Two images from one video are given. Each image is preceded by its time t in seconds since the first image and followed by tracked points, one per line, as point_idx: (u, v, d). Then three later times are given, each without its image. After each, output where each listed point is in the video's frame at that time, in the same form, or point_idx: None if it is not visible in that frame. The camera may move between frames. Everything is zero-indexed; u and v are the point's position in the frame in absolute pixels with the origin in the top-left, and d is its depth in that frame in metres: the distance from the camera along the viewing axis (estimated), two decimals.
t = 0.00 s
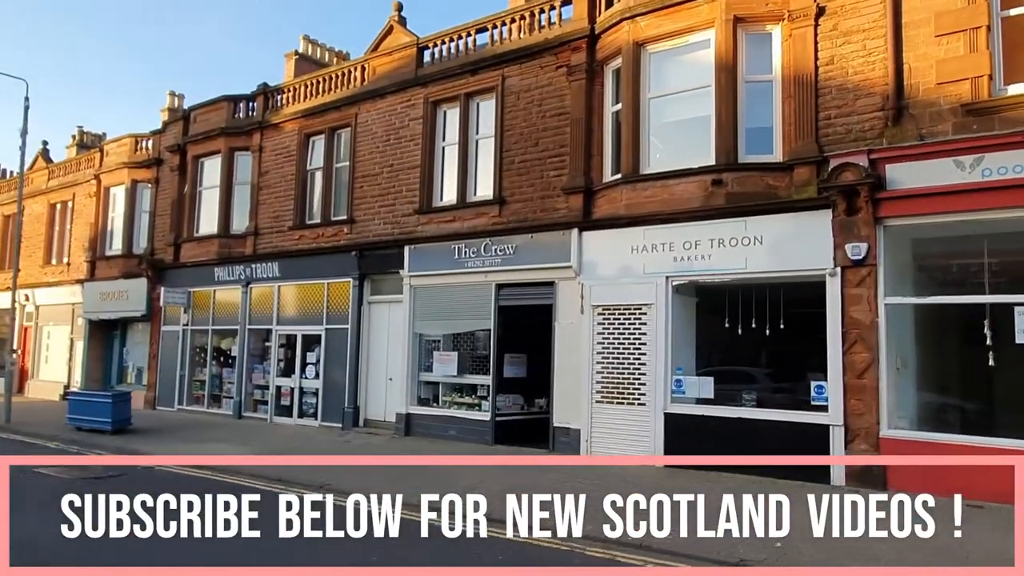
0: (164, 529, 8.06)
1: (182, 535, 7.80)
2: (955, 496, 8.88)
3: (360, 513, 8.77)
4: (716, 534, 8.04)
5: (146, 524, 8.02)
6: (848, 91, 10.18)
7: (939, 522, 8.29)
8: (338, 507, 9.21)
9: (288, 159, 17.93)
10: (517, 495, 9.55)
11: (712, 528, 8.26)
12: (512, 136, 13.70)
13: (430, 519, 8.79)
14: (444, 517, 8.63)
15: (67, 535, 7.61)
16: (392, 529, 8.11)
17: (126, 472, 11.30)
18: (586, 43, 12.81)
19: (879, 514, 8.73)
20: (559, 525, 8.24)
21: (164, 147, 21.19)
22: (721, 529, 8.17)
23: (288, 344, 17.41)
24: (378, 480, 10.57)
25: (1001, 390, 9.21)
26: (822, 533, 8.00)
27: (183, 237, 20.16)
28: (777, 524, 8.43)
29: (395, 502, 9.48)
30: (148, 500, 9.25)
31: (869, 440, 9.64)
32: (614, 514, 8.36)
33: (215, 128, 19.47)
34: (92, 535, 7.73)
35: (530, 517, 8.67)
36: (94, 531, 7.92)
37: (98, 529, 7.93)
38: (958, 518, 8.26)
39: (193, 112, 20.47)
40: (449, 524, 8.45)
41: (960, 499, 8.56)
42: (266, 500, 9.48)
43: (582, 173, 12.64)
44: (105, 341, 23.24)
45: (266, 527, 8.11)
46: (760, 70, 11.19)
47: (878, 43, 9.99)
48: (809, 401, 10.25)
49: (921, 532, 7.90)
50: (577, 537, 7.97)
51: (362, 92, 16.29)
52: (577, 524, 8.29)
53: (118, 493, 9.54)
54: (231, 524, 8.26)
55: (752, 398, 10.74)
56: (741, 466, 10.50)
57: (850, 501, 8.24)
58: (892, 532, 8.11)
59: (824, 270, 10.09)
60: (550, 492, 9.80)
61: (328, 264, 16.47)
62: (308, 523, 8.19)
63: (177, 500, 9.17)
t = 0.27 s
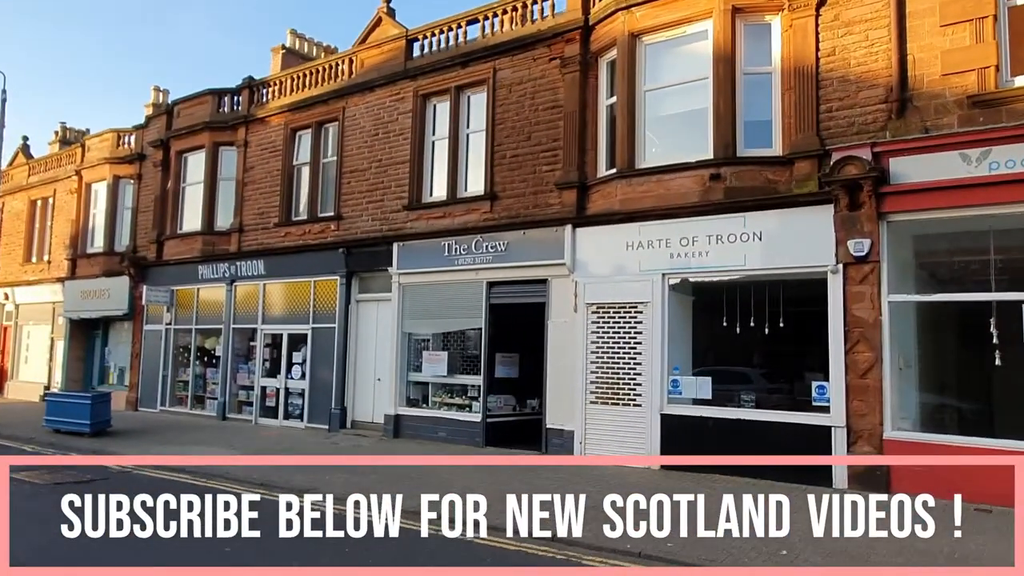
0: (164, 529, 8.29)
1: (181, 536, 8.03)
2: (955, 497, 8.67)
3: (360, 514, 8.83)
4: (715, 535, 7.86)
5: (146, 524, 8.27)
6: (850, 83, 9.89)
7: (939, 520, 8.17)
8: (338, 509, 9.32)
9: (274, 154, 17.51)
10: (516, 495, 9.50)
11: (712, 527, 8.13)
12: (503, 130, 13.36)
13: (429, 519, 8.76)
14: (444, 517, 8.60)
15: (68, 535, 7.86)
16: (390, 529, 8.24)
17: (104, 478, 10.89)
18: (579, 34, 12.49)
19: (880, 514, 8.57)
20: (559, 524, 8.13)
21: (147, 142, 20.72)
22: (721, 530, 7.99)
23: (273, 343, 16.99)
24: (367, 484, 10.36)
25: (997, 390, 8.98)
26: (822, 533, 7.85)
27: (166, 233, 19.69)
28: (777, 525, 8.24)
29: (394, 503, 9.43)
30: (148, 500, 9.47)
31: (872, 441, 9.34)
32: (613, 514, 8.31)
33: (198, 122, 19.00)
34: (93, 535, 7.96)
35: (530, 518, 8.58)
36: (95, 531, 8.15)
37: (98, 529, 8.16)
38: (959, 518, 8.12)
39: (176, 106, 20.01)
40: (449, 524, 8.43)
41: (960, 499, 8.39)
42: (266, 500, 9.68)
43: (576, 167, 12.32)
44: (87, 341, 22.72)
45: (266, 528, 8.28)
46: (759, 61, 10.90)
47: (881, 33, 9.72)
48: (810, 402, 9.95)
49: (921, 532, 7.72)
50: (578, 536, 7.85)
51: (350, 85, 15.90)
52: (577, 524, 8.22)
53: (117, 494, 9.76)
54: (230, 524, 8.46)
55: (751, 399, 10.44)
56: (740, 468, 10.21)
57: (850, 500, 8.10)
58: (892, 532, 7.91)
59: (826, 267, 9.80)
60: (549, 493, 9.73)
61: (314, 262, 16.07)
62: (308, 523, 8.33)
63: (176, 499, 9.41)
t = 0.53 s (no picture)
0: (165, 528, 8.24)
1: (182, 535, 7.97)
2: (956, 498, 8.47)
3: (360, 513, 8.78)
4: (714, 535, 7.97)
5: (147, 524, 8.22)
6: (858, 75, 9.55)
7: (938, 521, 8.13)
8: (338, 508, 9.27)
9: (263, 150, 17.06)
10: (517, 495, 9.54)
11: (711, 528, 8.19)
12: (498, 125, 12.97)
13: (430, 520, 8.70)
14: (445, 518, 8.63)
15: (68, 535, 7.83)
16: (391, 528, 8.25)
17: (83, 484, 10.46)
18: (577, 25, 12.11)
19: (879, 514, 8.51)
20: (560, 525, 8.20)
21: (134, 137, 20.24)
22: (720, 529, 8.09)
23: (262, 344, 16.56)
24: (361, 486, 10.18)
25: (1001, 389, 8.69)
26: (823, 533, 7.85)
27: (153, 231, 19.22)
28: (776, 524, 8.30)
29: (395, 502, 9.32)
30: (148, 500, 9.44)
31: (882, 447, 9.02)
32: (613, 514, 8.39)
33: (186, 117, 18.54)
34: (93, 535, 7.91)
35: (530, 518, 8.66)
36: (95, 531, 8.11)
37: (98, 529, 8.13)
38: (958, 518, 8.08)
39: (163, 101, 19.53)
40: (449, 524, 8.41)
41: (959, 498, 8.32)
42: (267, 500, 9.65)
43: (573, 163, 11.94)
44: (72, 342, 22.22)
45: (267, 528, 8.24)
46: (763, 53, 10.54)
47: (890, 24, 9.38)
48: (817, 405, 9.60)
49: (920, 532, 7.74)
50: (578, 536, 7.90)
51: (340, 79, 15.47)
52: (577, 524, 8.32)
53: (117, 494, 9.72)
54: (231, 524, 8.40)
55: (756, 403, 10.10)
56: (744, 474, 9.86)
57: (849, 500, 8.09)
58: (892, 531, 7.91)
59: (835, 266, 9.45)
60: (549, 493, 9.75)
61: (304, 261, 15.64)
62: (308, 523, 8.26)
63: (177, 500, 9.42)
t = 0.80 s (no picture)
0: (164, 529, 7.86)
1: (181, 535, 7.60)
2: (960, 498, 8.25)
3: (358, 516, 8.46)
4: (714, 534, 7.79)
5: (146, 524, 7.85)
6: (873, 62, 9.20)
7: (938, 521, 8.00)
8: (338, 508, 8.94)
9: (254, 144, 16.62)
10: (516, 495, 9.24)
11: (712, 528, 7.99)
12: (498, 117, 12.58)
13: (430, 520, 8.43)
14: (445, 517, 8.31)
15: (67, 535, 7.47)
16: (390, 529, 7.98)
17: (66, 487, 10.06)
18: (579, 14, 11.73)
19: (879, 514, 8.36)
20: (559, 525, 7.93)
21: (122, 131, 19.76)
22: (721, 529, 7.90)
23: (253, 343, 16.12)
24: (357, 489, 9.77)
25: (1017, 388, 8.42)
26: (822, 533, 7.68)
27: (141, 228, 18.75)
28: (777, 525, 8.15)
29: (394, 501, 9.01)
30: (147, 501, 9.11)
31: (899, 449, 8.66)
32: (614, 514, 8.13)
33: (175, 110, 18.08)
34: (92, 535, 7.54)
35: (530, 518, 8.34)
36: (94, 531, 7.74)
37: (97, 529, 7.76)
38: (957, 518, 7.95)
39: (153, 94, 19.06)
40: (449, 524, 8.11)
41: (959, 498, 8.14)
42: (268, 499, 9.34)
43: (575, 155, 11.56)
44: (59, 341, 21.73)
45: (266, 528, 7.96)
46: (773, 41, 10.18)
47: (907, 9, 9.04)
48: (831, 406, 9.24)
49: (921, 532, 7.61)
50: (578, 536, 7.65)
51: (334, 70, 15.05)
52: (577, 524, 8.05)
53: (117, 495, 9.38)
54: (231, 524, 8.04)
55: (766, 404, 9.74)
56: (754, 477, 9.48)
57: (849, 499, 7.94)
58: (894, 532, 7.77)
59: (850, 262, 9.08)
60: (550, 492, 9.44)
61: (297, 257, 15.21)
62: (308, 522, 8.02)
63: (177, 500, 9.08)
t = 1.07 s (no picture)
0: (165, 529, 7.73)
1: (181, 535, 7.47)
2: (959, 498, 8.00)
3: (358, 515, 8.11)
4: (713, 534, 7.57)
5: (147, 524, 7.73)
6: (891, 51, 8.83)
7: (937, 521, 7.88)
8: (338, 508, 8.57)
9: (246, 138, 16.17)
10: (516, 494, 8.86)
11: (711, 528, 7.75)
12: (498, 109, 12.17)
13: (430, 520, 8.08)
14: (445, 518, 7.97)
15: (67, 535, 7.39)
16: (391, 528, 7.64)
17: (48, 492, 9.65)
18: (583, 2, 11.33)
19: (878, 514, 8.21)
20: (559, 525, 7.64)
21: (111, 126, 19.26)
22: (721, 528, 7.65)
23: (245, 343, 15.67)
24: (353, 491, 9.40)
25: None
26: (822, 533, 7.53)
27: (130, 225, 18.27)
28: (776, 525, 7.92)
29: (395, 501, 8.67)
30: (148, 500, 8.99)
31: (920, 453, 8.29)
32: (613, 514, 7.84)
33: (165, 104, 17.60)
34: (92, 536, 7.43)
35: (530, 518, 7.98)
36: (95, 532, 7.64)
37: (97, 529, 7.66)
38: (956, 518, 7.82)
39: (142, 88, 18.57)
40: (449, 524, 7.79)
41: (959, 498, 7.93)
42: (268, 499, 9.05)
43: (579, 149, 11.17)
44: (46, 342, 21.21)
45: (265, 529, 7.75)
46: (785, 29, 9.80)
47: None
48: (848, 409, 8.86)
49: (919, 532, 7.51)
50: (578, 537, 7.34)
51: (329, 62, 14.61)
52: (577, 524, 7.73)
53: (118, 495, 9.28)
54: (231, 524, 7.88)
55: (779, 406, 9.37)
56: (766, 482, 9.11)
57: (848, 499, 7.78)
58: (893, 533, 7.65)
59: (869, 258, 8.71)
60: (550, 492, 9.11)
61: (290, 255, 14.78)
62: (309, 522, 7.81)
63: (177, 500, 8.92)
